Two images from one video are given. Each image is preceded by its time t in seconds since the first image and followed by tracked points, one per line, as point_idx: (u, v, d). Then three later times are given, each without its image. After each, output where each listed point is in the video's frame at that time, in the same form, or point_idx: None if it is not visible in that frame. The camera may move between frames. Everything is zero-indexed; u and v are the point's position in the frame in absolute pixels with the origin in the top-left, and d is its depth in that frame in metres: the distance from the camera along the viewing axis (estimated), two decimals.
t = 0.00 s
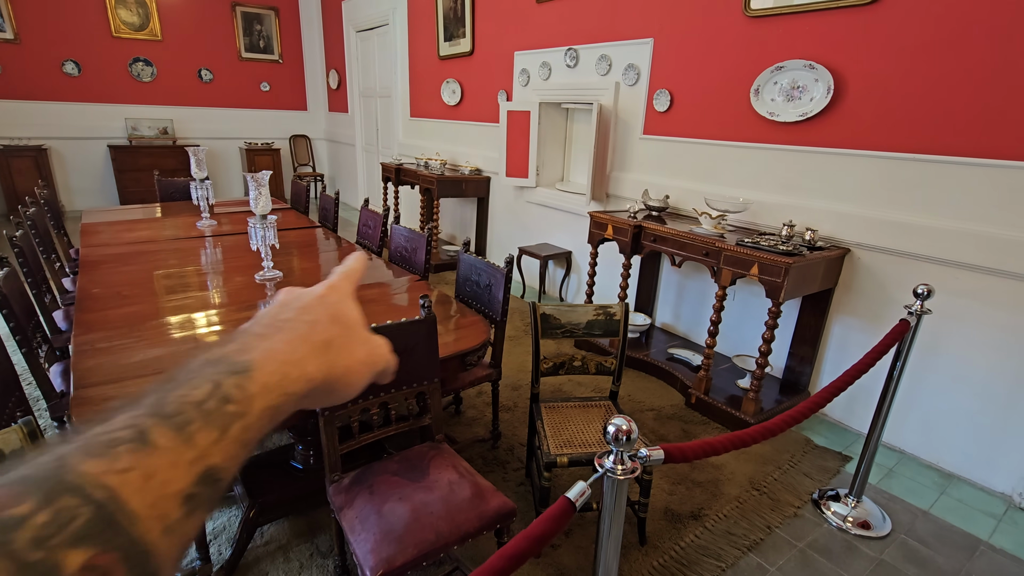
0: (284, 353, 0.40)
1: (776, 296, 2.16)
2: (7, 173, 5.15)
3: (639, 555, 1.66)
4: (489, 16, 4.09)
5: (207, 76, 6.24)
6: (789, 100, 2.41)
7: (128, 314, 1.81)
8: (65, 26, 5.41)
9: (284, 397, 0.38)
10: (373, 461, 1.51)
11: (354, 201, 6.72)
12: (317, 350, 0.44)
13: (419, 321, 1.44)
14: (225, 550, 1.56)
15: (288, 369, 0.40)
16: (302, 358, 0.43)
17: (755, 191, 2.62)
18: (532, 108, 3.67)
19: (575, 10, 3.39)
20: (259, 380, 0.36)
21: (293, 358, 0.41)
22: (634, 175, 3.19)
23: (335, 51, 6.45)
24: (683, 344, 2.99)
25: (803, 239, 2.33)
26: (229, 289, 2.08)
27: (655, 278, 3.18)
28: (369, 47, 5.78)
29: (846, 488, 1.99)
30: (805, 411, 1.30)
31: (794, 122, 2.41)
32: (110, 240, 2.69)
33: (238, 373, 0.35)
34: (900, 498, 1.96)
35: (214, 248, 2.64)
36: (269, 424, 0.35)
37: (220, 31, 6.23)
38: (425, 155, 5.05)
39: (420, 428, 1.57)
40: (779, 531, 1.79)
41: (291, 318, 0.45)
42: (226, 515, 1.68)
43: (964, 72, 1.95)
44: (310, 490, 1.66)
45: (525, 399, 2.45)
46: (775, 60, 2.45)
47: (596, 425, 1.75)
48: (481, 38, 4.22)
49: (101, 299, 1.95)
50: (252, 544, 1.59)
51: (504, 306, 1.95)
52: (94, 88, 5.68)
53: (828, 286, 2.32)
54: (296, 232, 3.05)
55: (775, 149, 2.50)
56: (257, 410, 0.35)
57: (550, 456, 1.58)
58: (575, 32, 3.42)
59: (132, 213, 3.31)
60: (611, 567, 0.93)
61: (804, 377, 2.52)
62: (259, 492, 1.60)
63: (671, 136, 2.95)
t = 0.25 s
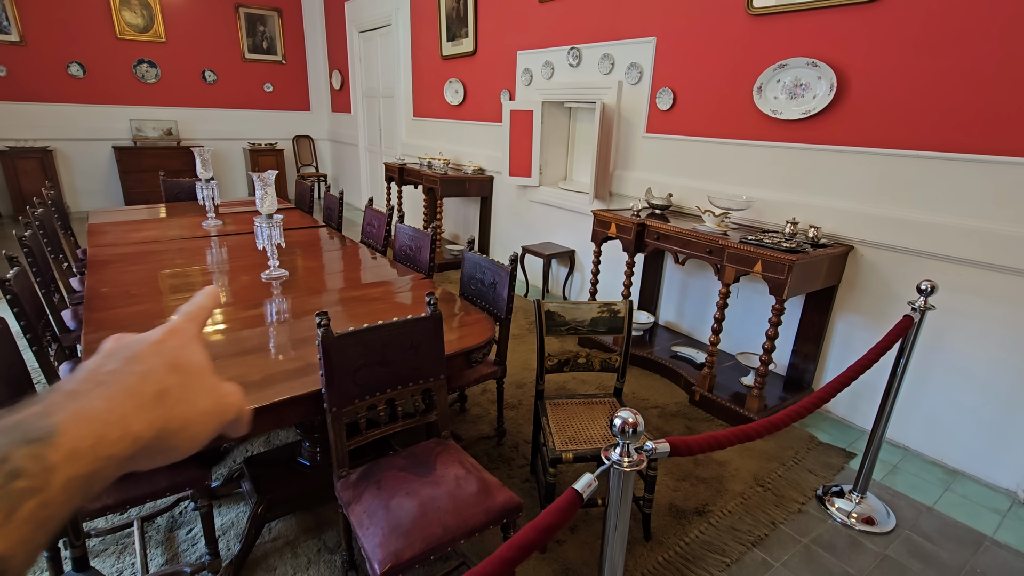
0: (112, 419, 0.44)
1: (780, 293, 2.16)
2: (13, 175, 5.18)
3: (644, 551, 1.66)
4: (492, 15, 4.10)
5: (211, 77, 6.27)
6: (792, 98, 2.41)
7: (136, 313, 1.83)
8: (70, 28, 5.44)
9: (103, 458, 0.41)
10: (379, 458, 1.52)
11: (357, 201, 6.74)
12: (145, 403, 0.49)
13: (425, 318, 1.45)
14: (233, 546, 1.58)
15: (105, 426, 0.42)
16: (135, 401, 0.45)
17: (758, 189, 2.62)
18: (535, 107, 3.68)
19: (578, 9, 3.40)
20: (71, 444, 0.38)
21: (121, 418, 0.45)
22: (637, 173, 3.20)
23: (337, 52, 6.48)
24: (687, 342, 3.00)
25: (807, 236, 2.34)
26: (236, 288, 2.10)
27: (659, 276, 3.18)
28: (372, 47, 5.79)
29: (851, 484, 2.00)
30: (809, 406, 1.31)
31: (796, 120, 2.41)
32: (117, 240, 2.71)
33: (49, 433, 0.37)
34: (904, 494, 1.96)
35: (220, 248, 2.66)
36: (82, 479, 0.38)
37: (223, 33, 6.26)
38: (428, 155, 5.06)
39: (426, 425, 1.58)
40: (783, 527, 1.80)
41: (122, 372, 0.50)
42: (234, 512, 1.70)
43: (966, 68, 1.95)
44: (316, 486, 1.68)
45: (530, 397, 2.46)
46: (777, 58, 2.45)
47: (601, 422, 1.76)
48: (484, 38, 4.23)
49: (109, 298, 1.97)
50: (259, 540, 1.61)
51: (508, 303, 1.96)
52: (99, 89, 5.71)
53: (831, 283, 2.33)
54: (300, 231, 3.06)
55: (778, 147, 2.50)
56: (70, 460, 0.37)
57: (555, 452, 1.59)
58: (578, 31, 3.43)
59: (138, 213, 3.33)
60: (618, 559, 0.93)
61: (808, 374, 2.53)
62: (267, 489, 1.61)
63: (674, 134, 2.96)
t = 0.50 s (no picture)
0: None
1: (786, 292, 2.17)
2: (26, 175, 5.26)
3: (650, 547, 1.67)
4: (498, 16, 4.12)
5: (220, 79, 6.33)
6: (799, 97, 2.41)
7: (149, 310, 1.86)
8: (81, 30, 5.51)
9: None
10: (387, 453, 1.54)
11: (364, 201, 6.77)
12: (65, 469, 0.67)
13: (433, 314, 1.47)
14: (245, 540, 1.60)
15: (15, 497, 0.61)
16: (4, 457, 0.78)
17: (765, 188, 2.62)
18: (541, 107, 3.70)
19: (584, 8, 3.41)
20: None
21: None
22: (644, 172, 3.21)
23: (344, 53, 6.51)
24: (694, 341, 3.00)
25: (814, 234, 2.34)
26: (247, 286, 2.13)
27: (665, 275, 3.19)
28: (379, 48, 5.83)
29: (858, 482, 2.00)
30: (815, 403, 1.32)
31: (803, 118, 2.41)
32: (129, 239, 2.75)
33: None
34: (911, 493, 1.96)
35: (230, 247, 2.69)
36: None
37: (231, 35, 6.31)
38: (435, 155, 5.09)
39: (434, 421, 1.60)
40: (790, 525, 1.80)
41: None
42: (245, 506, 1.72)
43: (974, 66, 1.94)
44: (325, 482, 1.70)
45: (536, 395, 2.47)
46: (784, 57, 2.45)
47: (607, 419, 1.77)
48: (491, 38, 4.25)
49: (123, 295, 2.00)
50: (270, 534, 1.63)
51: (515, 301, 1.98)
52: (110, 91, 5.78)
53: (838, 282, 2.33)
54: (308, 231, 3.09)
55: (784, 145, 2.50)
56: None
57: (562, 448, 1.61)
58: (584, 31, 3.44)
59: (149, 213, 3.38)
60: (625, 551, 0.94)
61: (815, 373, 2.52)
62: (278, 484, 1.64)
63: (681, 133, 2.96)
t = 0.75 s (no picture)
0: None
1: (799, 290, 2.16)
2: (52, 176, 5.40)
3: (661, 543, 1.68)
4: (512, 16, 4.15)
5: (238, 81, 6.44)
6: (813, 95, 2.40)
7: (171, 306, 1.92)
8: (104, 35, 5.65)
9: None
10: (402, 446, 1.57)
11: (379, 200, 6.84)
12: None
13: (446, 310, 1.50)
14: (264, 529, 1.65)
15: None
16: (8, 458, 0.82)
17: (779, 186, 2.61)
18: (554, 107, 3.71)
19: (597, 8, 3.43)
20: None
21: None
22: (657, 171, 3.21)
23: (360, 55, 6.59)
24: (706, 340, 3.00)
25: (828, 233, 2.33)
26: (265, 284, 2.18)
27: (677, 274, 3.19)
28: (394, 49, 5.89)
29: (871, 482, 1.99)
30: (825, 399, 1.32)
31: (817, 116, 2.40)
32: (152, 238, 2.83)
33: None
34: (926, 493, 1.95)
35: (248, 246, 2.75)
36: None
37: (249, 38, 6.42)
38: (448, 155, 5.14)
39: (447, 415, 1.63)
40: (802, 523, 1.80)
41: None
42: (264, 497, 1.77)
43: (991, 62, 1.92)
44: (341, 474, 1.74)
45: (548, 392, 2.49)
46: (798, 55, 2.45)
47: (619, 415, 1.78)
48: (504, 38, 4.28)
49: (146, 292, 2.06)
50: (288, 524, 1.67)
51: (528, 299, 2.00)
52: (132, 94, 5.92)
53: (853, 281, 2.31)
54: (324, 230, 3.14)
55: (798, 143, 2.49)
56: None
57: (573, 443, 1.63)
58: (597, 31, 3.45)
59: (171, 212, 3.46)
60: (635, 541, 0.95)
61: (829, 372, 2.51)
62: (295, 476, 1.68)
63: (694, 132, 2.96)
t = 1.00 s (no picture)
0: None
1: (820, 290, 2.13)
2: (84, 177, 5.58)
3: (676, 542, 1.68)
4: (530, 17, 4.16)
5: (261, 84, 6.57)
6: (836, 92, 2.37)
7: (196, 302, 1.98)
8: (134, 40, 5.81)
9: None
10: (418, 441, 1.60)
11: (398, 201, 6.92)
12: None
13: (463, 307, 1.52)
14: (284, 520, 1.69)
15: None
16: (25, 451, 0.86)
17: (800, 185, 2.58)
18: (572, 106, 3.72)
19: (615, 8, 3.42)
20: None
21: None
22: (675, 170, 3.19)
23: (380, 57, 6.67)
24: (724, 340, 2.97)
25: (850, 232, 2.29)
26: (286, 281, 2.23)
27: (696, 274, 3.16)
28: (413, 51, 5.95)
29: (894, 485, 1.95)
30: (844, 399, 1.31)
31: (840, 114, 2.37)
32: (179, 237, 2.91)
33: None
34: (951, 498, 1.90)
35: (271, 244, 2.81)
36: None
37: (273, 41, 6.55)
38: (466, 155, 5.17)
39: (463, 411, 1.65)
40: (820, 525, 1.78)
41: None
42: (285, 489, 1.81)
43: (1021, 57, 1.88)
44: (359, 468, 1.78)
45: (564, 391, 2.50)
46: (820, 51, 2.41)
47: (634, 413, 1.78)
48: (523, 39, 4.29)
49: (173, 288, 2.13)
50: (307, 516, 1.71)
51: (544, 297, 2.01)
52: (160, 97, 6.08)
53: (875, 281, 2.27)
54: (344, 229, 3.19)
55: (820, 141, 2.46)
56: None
57: (588, 440, 1.64)
58: (615, 30, 3.45)
59: (196, 212, 3.56)
60: (647, 536, 0.95)
61: (851, 374, 2.47)
62: (315, 468, 1.72)
63: (713, 131, 2.94)
